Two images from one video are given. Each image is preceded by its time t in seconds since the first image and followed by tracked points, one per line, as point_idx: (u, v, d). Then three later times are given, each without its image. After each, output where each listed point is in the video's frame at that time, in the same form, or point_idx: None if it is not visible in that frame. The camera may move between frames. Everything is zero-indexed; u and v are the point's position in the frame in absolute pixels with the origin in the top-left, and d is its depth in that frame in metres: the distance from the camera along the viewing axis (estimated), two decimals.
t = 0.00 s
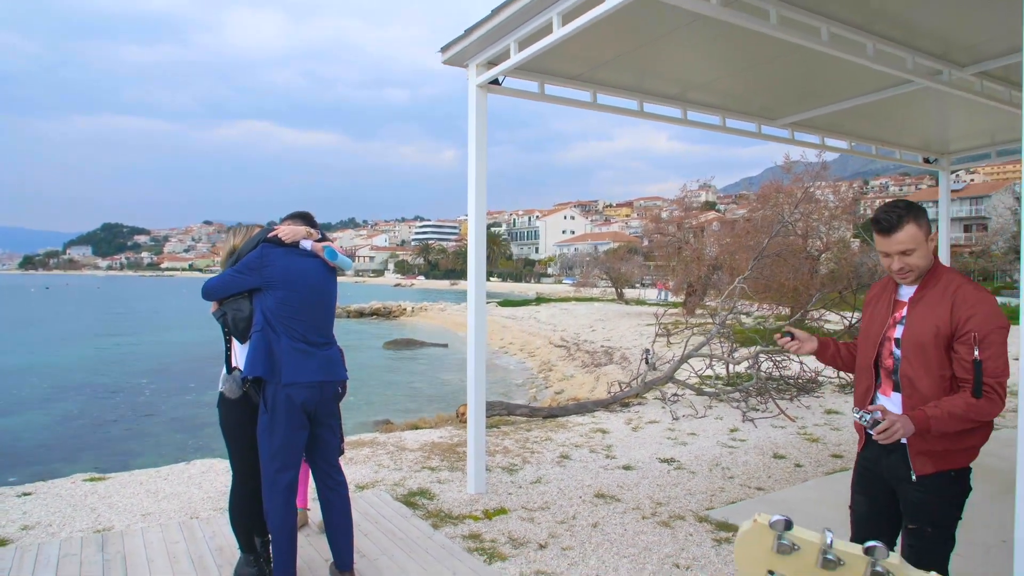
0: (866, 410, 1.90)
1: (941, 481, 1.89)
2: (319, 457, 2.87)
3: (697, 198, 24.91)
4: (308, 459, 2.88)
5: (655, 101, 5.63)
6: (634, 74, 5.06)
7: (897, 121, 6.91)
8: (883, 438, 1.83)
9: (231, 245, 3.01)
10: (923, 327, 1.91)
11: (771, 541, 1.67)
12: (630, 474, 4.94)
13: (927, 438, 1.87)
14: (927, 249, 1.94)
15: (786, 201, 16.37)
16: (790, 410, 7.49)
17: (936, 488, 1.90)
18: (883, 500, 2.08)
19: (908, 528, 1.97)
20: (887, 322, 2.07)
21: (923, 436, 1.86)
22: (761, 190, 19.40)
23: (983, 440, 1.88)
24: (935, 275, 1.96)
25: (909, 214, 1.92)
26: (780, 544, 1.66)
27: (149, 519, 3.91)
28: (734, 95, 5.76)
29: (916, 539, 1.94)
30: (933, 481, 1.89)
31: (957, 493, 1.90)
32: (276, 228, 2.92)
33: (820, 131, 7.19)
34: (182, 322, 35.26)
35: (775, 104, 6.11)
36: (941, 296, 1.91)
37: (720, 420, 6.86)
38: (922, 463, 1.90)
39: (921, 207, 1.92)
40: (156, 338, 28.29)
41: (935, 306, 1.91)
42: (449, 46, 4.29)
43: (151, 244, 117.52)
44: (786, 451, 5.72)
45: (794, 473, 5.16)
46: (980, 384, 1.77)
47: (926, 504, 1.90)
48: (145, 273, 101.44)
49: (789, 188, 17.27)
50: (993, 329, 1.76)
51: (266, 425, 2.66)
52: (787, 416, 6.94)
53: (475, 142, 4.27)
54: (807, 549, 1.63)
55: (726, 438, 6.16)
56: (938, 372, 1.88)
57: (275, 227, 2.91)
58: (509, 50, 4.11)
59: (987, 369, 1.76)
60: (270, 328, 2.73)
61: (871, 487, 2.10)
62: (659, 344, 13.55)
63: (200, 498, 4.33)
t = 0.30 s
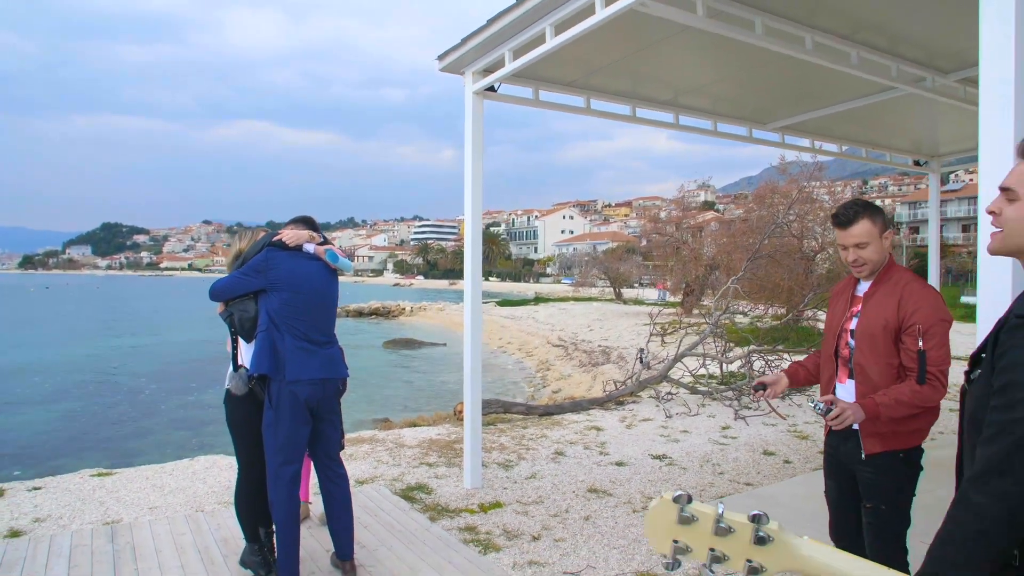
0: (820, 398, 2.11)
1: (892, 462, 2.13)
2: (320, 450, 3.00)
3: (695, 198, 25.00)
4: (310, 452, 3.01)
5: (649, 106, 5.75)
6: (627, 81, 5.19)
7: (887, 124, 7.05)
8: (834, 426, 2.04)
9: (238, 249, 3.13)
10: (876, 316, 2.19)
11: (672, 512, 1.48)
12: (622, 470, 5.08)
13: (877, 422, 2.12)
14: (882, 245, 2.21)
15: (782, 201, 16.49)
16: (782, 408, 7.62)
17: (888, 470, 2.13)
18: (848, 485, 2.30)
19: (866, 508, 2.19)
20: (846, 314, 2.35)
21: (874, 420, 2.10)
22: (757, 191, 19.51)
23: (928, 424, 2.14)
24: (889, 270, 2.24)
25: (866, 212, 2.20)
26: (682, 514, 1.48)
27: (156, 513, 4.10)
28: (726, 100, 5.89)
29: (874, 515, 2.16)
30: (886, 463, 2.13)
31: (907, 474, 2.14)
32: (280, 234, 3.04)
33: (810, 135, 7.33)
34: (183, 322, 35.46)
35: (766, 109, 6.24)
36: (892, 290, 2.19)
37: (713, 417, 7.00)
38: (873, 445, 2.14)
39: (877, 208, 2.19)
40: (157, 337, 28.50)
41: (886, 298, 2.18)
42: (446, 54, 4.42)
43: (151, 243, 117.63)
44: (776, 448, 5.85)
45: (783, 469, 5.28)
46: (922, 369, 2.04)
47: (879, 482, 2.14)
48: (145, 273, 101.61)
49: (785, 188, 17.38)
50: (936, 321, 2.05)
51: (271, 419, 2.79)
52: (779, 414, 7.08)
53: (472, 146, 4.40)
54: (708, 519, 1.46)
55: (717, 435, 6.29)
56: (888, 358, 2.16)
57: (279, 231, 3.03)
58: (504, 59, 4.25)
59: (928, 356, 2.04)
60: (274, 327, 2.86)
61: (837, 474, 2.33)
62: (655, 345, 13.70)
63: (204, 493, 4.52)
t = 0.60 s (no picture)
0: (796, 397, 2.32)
1: (861, 456, 2.38)
2: (325, 446, 3.10)
3: (695, 198, 25.04)
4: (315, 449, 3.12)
5: (645, 109, 5.84)
6: (623, 85, 5.28)
7: (881, 127, 7.14)
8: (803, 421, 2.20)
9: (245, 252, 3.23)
10: (850, 322, 2.45)
11: (631, 509, 1.51)
12: (618, 467, 5.18)
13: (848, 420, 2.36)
14: (852, 257, 2.50)
15: (781, 201, 16.55)
16: (777, 406, 7.71)
17: (859, 464, 2.39)
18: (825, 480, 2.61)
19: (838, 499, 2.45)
20: (827, 321, 2.63)
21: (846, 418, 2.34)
22: (757, 190, 19.53)
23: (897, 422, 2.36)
24: (862, 280, 2.51)
25: (836, 227, 2.50)
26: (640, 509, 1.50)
27: (163, 507, 4.22)
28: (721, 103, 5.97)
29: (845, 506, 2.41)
30: (855, 458, 2.39)
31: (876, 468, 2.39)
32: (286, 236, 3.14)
33: (806, 138, 7.42)
34: (185, 322, 35.60)
35: (761, 111, 6.33)
36: (865, 297, 2.44)
37: (709, 416, 7.11)
38: (845, 442, 2.39)
39: (846, 223, 2.48)
40: (159, 337, 28.62)
41: (860, 305, 2.44)
42: (446, 58, 4.51)
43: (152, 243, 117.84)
44: (771, 446, 5.95)
45: (777, 466, 5.38)
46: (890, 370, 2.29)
47: (849, 476, 2.40)
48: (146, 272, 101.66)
49: (784, 188, 17.42)
50: (902, 327, 2.28)
51: (277, 417, 2.89)
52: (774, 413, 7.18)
53: (471, 150, 4.51)
54: (663, 512, 1.48)
55: (713, 433, 6.39)
56: (860, 360, 2.42)
57: (285, 235, 3.13)
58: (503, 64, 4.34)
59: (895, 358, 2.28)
60: (280, 328, 2.96)
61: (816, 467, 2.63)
62: (654, 344, 13.78)
63: (209, 488, 4.65)
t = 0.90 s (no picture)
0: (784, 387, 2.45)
1: (845, 446, 2.52)
2: (331, 440, 3.19)
3: (695, 197, 25.09)
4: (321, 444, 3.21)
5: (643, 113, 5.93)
6: (623, 89, 5.37)
7: (877, 130, 7.23)
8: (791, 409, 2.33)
9: (255, 254, 3.33)
10: (835, 314, 2.58)
11: (630, 462, 1.70)
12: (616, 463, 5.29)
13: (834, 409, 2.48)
14: (842, 253, 2.62)
15: (780, 201, 16.62)
16: (774, 405, 7.81)
17: (844, 455, 2.53)
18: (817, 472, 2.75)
19: (823, 488, 2.59)
20: (813, 313, 2.76)
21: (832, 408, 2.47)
22: (756, 190, 19.59)
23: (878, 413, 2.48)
24: (850, 275, 2.63)
25: (830, 223, 2.61)
26: (638, 462, 1.70)
27: (173, 502, 4.32)
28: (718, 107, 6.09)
29: (832, 494, 2.55)
30: (840, 448, 2.53)
31: (859, 459, 2.52)
32: (294, 238, 3.25)
33: (803, 140, 7.51)
34: (186, 320, 35.71)
35: (759, 114, 6.41)
36: (851, 292, 2.57)
37: (707, 414, 7.21)
38: (827, 429, 2.54)
39: (840, 221, 2.60)
40: (160, 335, 28.73)
41: (845, 299, 2.57)
42: (449, 63, 4.60)
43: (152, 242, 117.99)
44: (767, 443, 6.05)
45: (773, 463, 5.47)
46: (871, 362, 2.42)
47: (836, 466, 2.54)
48: (146, 271, 101.78)
49: (783, 188, 17.50)
50: (885, 320, 2.41)
51: (288, 414, 2.99)
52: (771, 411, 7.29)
53: (474, 152, 4.60)
54: (657, 465, 1.68)
55: (711, 431, 6.49)
56: (844, 352, 2.55)
57: (296, 236, 3.23)
58: (505, 69, 4.44)
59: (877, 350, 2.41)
60: (290, 327, 3.06)
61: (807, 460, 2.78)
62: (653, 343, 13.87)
63: (216, 484, 4.75)
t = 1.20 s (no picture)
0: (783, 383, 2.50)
1: (842, 440, 2.59)
2: (338, 434, 3.27)
3: (696, 195, 25.13)
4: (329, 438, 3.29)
5: (644, 112, 5.99)
6: (625, 89, 5.42)
7: (876, 129, 7.29)
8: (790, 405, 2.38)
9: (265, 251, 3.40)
10: (830, 314, 2.65)
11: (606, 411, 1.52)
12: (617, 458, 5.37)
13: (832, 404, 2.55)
14: (835, 254, 2.70)
15: (781, 199, 16.68)
16: (773, 402, 7.89)
17: (839, 448, 2.60)
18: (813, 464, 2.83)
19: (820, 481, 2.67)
20: (808, 313, 2.83)
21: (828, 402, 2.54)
22: (757, 189, 19.63)
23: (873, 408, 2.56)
24: (844, 275, 2.70)
25: (822, 226, 2.68)
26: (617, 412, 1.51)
27: (181, 496, 4.40)
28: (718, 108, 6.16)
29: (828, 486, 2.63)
30: (837, 441, 2.60)
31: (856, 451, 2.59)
32: (305, 237, 3.32)
33: (803, 140, 7.56)
34: (188, 318, 35.81)
35: (759, 114, 6.47)
36: (844, 293, 2.64)
37: (707, 411, 7.29)
38: (824, 425, 2.62)
39: (832, 223, 2.68)
40: (162, 332, 28.83)
41: (840, 299, 2.64)
42: (453, 64, 4.66)
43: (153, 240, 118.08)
44: (766, 440, 6.12)
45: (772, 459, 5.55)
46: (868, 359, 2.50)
47: (832, 459, 2.61)
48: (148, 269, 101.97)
49: (783, 187, 17.55)
50: (879, 318, 2.48)
51: (297, 408, 3.06)
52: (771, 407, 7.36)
53: (477, 152, 4.67)
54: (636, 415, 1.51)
55: (711, 427, 6.56)
56: (839, 350, 2.62)
57: (307, 235, 3.31)
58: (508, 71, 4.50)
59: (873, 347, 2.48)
60: (300, 323, 3.13)
61: (801, 453, 2.85)
62: (653, 341, 13.96)
63: (223, 478, 4.83)
